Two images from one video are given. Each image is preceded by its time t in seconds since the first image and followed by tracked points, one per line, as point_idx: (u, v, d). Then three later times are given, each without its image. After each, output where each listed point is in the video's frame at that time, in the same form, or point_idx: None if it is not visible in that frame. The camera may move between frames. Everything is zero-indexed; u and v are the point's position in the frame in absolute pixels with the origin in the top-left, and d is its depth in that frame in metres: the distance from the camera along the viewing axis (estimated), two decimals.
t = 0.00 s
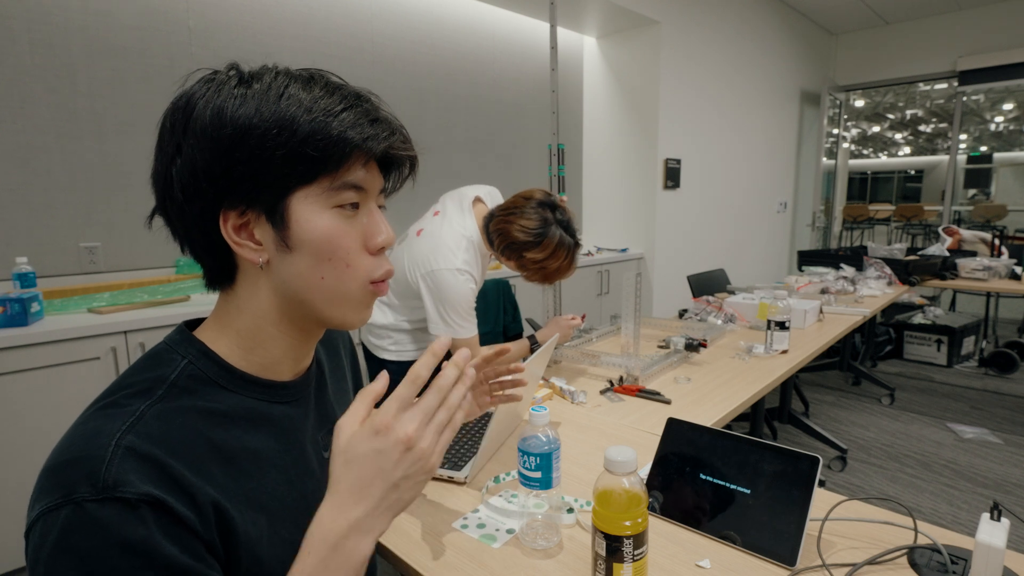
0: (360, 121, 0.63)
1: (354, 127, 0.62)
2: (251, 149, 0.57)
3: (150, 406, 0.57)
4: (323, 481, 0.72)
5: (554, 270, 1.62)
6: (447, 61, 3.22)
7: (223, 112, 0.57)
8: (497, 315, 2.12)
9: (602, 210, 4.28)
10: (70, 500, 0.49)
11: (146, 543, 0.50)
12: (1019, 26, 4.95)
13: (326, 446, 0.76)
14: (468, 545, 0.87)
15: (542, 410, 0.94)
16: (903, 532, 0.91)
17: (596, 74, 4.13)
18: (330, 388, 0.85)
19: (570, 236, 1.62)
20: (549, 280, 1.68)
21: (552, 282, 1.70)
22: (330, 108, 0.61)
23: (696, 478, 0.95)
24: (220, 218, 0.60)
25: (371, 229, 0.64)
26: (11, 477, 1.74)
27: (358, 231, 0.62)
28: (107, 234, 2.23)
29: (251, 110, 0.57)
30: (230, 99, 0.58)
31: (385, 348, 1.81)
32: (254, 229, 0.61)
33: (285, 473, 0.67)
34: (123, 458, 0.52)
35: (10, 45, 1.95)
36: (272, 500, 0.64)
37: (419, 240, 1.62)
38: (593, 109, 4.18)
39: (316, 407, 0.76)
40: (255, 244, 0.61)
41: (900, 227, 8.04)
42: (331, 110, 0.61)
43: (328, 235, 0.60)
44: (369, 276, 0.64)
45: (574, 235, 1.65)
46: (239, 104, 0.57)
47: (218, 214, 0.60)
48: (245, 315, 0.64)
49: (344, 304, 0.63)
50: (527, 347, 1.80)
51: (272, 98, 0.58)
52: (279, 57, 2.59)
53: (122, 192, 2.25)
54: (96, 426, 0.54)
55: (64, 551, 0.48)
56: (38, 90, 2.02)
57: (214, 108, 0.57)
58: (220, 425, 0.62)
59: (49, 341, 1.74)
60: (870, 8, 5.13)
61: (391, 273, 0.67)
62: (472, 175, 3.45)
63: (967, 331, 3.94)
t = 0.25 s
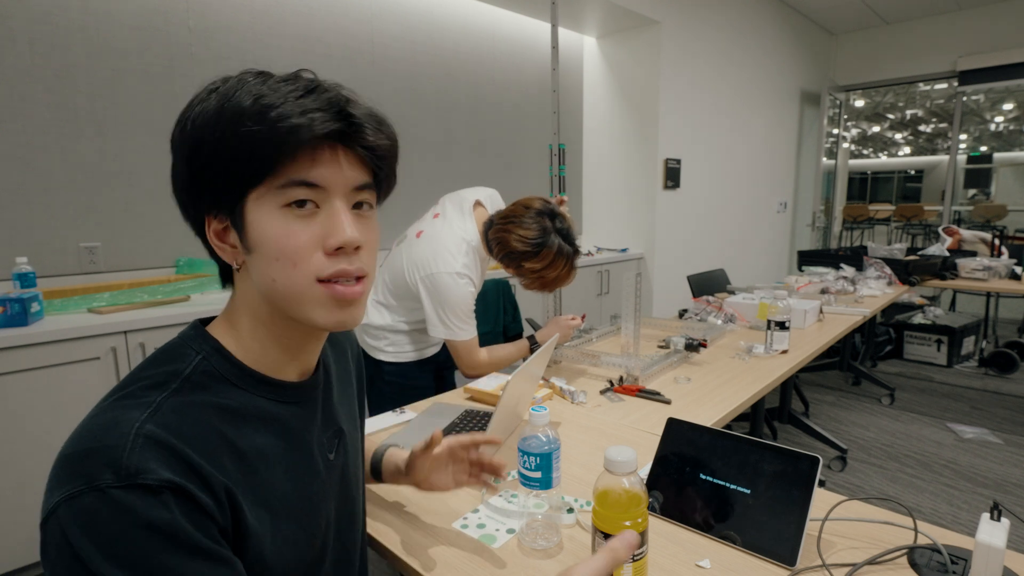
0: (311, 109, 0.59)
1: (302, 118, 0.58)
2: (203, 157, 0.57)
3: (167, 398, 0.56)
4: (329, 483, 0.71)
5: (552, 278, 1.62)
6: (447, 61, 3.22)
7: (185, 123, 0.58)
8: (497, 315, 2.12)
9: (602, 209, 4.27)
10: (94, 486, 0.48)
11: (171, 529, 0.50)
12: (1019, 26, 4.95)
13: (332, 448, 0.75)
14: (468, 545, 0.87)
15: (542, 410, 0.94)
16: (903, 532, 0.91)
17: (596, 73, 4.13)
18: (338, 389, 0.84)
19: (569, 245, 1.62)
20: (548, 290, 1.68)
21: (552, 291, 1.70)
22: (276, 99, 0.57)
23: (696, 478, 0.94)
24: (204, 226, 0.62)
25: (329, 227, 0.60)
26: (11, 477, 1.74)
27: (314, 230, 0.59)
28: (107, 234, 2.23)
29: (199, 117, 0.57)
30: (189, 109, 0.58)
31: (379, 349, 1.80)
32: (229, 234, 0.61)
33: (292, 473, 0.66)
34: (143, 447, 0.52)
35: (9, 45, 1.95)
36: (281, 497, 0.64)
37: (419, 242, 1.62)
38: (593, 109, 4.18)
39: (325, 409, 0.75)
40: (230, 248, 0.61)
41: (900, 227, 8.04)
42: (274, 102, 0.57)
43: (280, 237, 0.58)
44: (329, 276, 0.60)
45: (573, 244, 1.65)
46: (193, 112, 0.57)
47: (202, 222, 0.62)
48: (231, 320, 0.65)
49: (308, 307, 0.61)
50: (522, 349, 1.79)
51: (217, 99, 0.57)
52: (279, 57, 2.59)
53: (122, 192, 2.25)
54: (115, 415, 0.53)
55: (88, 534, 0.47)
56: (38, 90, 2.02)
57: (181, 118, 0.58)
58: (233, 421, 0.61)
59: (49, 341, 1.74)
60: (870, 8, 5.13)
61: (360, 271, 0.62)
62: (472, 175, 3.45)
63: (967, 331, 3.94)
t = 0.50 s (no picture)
0: (293, 115, 0.59)
1: (283, 125, 0.58)
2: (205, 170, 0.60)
3: (188, 392, 0.56)
4: (338, 486, 0.71)
5: (550, 289, 1.62)
6: (447, 61, 3.22)
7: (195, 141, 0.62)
8: (497, 315, 2.12)
9: (602, 209, 4.27)
10: (116, 474, 0.49)
11: (189, 520, 0.51)
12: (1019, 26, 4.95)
13: (343, 451, 0.74)
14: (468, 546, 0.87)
15: (542, 410, 0.94)
16: (903, 532, 0.91)
17: (596, 73, 4.12)
18: (353, 392, 0.83)
19: (568, 257, 1.61)
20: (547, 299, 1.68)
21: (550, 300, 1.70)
22: (261, 109, 0.58)
23: (696, 478, 0.95)
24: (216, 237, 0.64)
25: (312, 233, 0.59)
26: (12, 478, 1.74)
27: (296, 236, 0.59)
28: (107, 234, 2.23)
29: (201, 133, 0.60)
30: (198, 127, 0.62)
31: (377, 349, 1.80)
32: (231, 243, 0.63)
33: (304, 473, 0.66)
34: (164, 439, 0.52)
35: (9, 45, 1.95)
36: (293, 496, 0.64)
37: (419, 245, 1.62)
38: (593, 108, 4.18)
39: (340, 411, 0.75)
40: (235, 256, 0.64)
41: (900, 227, 8.04)
42: (260, 111, 0.58)
43: (266, 244, 0.59)
44: (311, 282, 0.60)
45: (572, 255, 1.64)
46: (198, 130, 0.61)
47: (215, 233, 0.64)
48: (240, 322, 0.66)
49: (296, 313, 0.60)
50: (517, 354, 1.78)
51: (216, 115, 0.59)
52: (279, 57, 2.59)
53: (122, 192, 2.25)
54: (137, 406, 0.53)
55: (107, 519, 0.48)
56: (38, 91, 2.02)
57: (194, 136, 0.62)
58: (251, 418, 0.61)
59: (49, 341, 1.74)
60: (870, 8, 5.13)
61: (345, 276, 0.61)
62: (472, 175, 3.45)
63: (967, 331, 3.94)
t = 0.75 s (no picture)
0: (307, 121, 0.59)
1: (297, 130, 0.58)
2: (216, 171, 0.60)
3: (195, 387, 0.56)
4: (341, 483, 0.71)
5: (545, 303, 1.61)
6: (447, 61, 3.22)
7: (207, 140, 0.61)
8: (497, 315, 2.11)
9: (602, 209, 4.27)
10: (126, 466, 0.49)
11: (200, 511, 0.51)
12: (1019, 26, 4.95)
13: (346, 449, 0.75)
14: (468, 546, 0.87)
15: (542, 410, 0.93)
16: (903, 532, 0.91)
17: (596, 73, 4.12)
18: (353, 392, 0.84)
19: (565, 273, 1.60)
20: (541, 312, 1.68)
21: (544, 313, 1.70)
22: (275, 112, 0.58)
23: (696, 478, 0.95)
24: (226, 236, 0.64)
25: (321, 238, 0.59)
26: (11, 478, 1.74)
27: (305, 240, 0.59)
28: (107, 234, 2.23)
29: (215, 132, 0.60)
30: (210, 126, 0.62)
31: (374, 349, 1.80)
32: (240, 243, 0.63)
33: (309, 469, 0.66)
34: (173, 432, 0.52)
35: (9, 45, 1.95)
36: (298, 491, 0.64)
37: (420, 246, 1.62)
38: (593, 108, 4.18)
39: (342, 410, 0.75)
40: (243, 256, 0.64)
41: (900, 227, 8.04)
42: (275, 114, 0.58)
43: (274, 247, 0.59)
44: (319, 287, 0.60)
45: (570, 270, 1.62)
46: (210, 130, 0.60)
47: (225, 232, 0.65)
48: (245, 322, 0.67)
49: (302, 316, 0.60)
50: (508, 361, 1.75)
51: (230, 116, 0.59)
52: (279, 56, 2.59)
53: (122, 192, 2.25)
54: (144, 401, 0.53)
55: (119, 511, 0.47)
56: (38, 91, 2.02)
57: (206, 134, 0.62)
58: (256, 414, 0.61)
59: (49, 341, 1.74)
60: (869, 8, 5.13)
61: (352, 282, 0.61)
62: (472, 175, 3.45)
63: (967, 331, 3.94)
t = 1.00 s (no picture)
0: (324, 130, 0.59)
1: (314, 138, 0.58)
2: (230, 173, 0.60)
3: (203, 393, 0.56)
4: (346, 486, 0.71)
5: (538, 315, 1.62)
6: (447, 61, 3.22)
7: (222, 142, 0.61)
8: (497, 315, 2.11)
9: (602, 209, 4.27)
10: (136, 473, 0.49)
11: (210, 517, 0.51)
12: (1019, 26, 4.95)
13: (350, 452, 0.75)
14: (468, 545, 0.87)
15: (542, 410, 0.93)
16: (903, 532, 0.91)
17: (596, 73, 4.12)
18: (356, 393, 0.83)
19: (561, 287, 1.60)
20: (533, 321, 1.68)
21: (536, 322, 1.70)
22: (293, 119, 0.58)
23: (696, 478, 0.95)
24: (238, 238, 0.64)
25: (334, 246, 0.59)
26: (11, 478, 1.74)
27: (317, 247, 0.59)
28: (107, 234, 2.23)
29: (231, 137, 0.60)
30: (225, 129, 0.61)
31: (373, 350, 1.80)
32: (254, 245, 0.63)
33: (314, 472, 0.66)
34: (183, 439, 0.52)
35: (9, 45, 1.95)
36: (305, 496, 0.64)
37: (420, 248, 1.63)
38: (593, 108, 4.18)
39: (346, 413, 0.75)
40: (255, 259, 0.64)
41: (900, 227, 8.04)
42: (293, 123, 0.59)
43: (287, 254, 0.59)
44: (330, 295, 0.60)
45: (567, 283, 1.62)
46: (226, 132, 0.60)
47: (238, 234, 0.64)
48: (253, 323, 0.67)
49: (311, 322, 0.60)
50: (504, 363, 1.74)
51: (246, 120, 0.59)
52: (279, 56, 2.59)
53: (122, 192, 2.25)
54: (153, 407, 0.53)
55: (130, 519, 0.48)
56: (38, 91, 2.02)
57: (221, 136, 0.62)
58: (264, 420, 0.61)
59: (49, 341, 1.74)
60: (869, 8, 5.13)
61: (364, 291, 0.61)
62: (472, 175, 3.45)
63: (967, 331, 3.94)
